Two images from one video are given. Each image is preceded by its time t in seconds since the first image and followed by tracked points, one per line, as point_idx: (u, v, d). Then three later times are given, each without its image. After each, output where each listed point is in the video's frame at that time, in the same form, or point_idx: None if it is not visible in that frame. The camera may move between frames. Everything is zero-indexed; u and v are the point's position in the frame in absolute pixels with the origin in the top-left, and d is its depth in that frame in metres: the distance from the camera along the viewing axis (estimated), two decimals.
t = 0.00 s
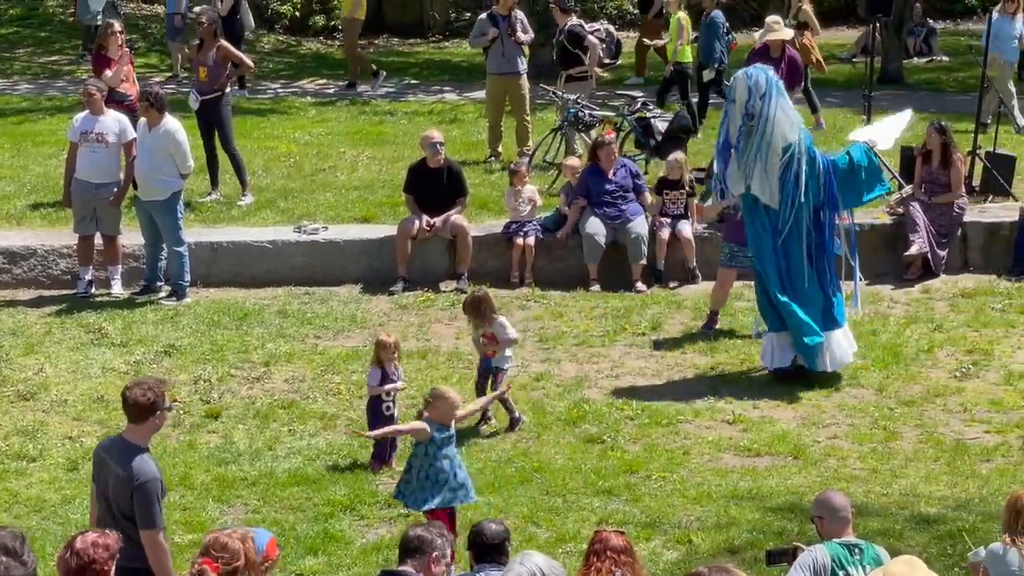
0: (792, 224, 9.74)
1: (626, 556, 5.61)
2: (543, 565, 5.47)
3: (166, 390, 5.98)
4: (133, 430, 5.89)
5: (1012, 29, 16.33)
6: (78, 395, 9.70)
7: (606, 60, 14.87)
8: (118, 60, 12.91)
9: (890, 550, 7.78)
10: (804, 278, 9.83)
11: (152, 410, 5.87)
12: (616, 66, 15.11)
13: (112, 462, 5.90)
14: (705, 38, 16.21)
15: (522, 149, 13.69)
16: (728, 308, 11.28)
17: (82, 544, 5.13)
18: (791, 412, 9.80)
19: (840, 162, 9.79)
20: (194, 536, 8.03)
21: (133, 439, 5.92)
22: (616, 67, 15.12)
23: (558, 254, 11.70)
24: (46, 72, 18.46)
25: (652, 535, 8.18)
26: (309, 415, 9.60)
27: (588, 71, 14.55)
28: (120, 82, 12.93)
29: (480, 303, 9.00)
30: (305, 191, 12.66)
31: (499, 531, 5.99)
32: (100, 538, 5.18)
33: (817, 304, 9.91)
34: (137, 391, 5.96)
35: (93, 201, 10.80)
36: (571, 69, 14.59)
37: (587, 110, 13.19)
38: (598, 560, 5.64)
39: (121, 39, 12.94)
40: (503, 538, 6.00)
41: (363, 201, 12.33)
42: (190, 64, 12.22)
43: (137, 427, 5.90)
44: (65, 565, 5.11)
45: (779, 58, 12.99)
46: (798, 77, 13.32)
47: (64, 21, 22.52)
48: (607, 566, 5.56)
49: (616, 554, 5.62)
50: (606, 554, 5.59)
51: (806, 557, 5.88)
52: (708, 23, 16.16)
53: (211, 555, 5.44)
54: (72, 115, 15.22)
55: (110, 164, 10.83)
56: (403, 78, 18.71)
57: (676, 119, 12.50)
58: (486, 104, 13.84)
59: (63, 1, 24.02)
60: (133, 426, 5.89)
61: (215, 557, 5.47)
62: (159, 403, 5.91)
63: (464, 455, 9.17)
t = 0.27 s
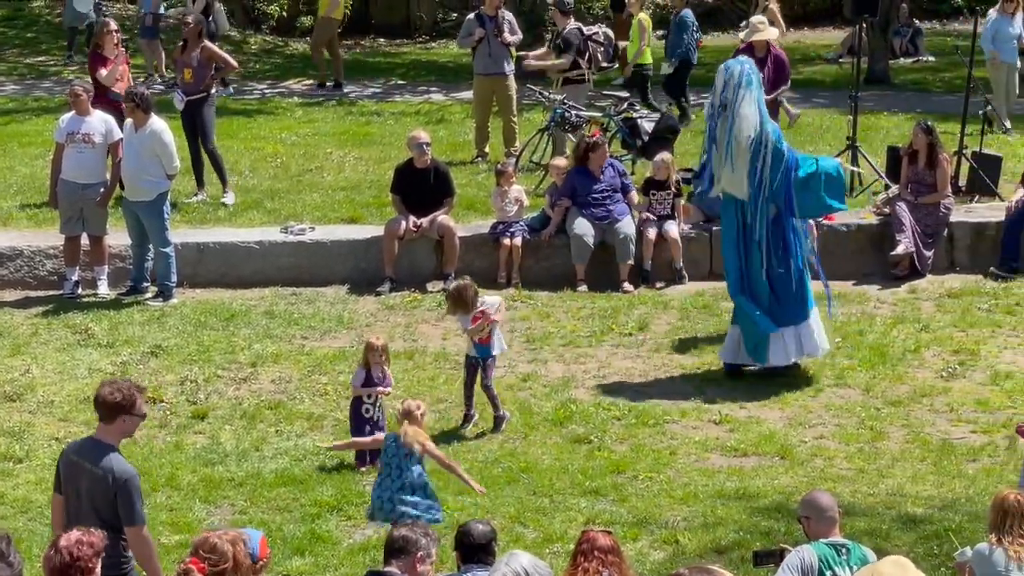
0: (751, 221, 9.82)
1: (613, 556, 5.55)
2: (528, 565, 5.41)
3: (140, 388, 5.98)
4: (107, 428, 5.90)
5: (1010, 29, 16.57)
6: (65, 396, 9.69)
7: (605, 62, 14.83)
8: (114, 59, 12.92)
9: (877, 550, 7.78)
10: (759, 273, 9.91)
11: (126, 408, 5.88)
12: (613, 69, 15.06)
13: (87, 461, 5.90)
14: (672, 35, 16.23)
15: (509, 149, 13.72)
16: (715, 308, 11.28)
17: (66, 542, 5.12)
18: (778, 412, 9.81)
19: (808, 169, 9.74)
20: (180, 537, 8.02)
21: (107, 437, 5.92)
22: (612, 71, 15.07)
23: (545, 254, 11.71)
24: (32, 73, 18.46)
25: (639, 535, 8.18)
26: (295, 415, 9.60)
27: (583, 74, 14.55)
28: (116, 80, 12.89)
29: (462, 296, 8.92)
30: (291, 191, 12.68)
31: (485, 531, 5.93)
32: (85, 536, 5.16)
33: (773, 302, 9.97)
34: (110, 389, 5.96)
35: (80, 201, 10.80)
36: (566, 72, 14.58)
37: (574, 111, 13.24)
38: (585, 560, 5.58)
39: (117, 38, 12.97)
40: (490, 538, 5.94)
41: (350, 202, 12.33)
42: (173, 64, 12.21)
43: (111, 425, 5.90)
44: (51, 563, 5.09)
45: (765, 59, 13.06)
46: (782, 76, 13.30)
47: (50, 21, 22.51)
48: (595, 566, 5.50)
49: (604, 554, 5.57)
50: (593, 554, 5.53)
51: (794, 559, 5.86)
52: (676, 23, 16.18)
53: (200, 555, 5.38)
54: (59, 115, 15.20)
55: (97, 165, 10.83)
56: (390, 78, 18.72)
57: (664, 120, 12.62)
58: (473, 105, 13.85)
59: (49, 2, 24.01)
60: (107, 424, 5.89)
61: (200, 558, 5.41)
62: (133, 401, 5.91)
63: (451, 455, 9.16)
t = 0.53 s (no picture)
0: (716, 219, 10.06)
1: (599, 556, 5.51)
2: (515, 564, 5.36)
3: (107, 386, 5.98)
4: (73, 426, 5.91)
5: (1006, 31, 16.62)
6: (50, 396, 9.68)
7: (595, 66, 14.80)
8: (107, 59, 12.91)
9: (863, 550, 7.78)
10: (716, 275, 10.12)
11: (89, 404, 5.88)
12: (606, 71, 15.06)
13: (52, 459, 5.90)
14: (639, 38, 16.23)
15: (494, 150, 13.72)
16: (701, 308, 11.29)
17: (53, 540, 5.08)
18: (764, 412, 9.81)
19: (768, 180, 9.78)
20: (166, 538, 8.01)
21: (73, 435, 5.93)
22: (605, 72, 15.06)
23: (531, 254, 11.72)
24: (17, 74, 18.45)
25: (624, 535, 8.18)
26: (281, 416, 9.59)
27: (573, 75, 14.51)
28: (110, 80, 12.89)
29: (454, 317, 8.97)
30: (277, 192, 12.69)
31: (471, 531, 5.90)
32: (70, 533, 5.13)
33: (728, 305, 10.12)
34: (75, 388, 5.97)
35: (65, 202, 10.80)
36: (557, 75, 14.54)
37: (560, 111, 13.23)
38: (571, 559, 5.52)
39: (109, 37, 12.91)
40: (476, 538, 5.91)
41: (335, 202, 12.33)
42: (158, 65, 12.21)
43: (76, 423, 5.91)
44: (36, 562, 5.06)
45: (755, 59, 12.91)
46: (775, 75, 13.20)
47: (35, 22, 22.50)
48: (581, 565, 5.45)
49: (589, 553, 5.52)
50: (579, 554, 5.48)
51: (781, 557, 5.82)
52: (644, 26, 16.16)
53: (176, 558, 5.38)
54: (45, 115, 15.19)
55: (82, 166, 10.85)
56: (376, 78, 18.73)
57: (649, 120, 12.64)
58: (459, 105, 13.85)
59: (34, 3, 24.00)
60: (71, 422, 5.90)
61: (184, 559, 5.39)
62: (97, 399, 5.91)
63: (436, 455, 9.15)
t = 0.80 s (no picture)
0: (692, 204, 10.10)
1: (584, 556, 5.48)
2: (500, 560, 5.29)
3: (84, 389, 5.98)
4: (47, 428, 5.92)
5: (1004, 32, 16.62)
6: (34, 396, 9.66)
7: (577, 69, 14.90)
8: (95, 59, 12.88)
9: (849, 550, 7.78)
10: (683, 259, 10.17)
11: (62, 407, 5.89)
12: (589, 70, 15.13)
13: (26, 459, 5.93)
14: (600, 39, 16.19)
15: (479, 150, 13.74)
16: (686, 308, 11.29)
17: (42, 537, 5.06)
18: (749, 411, 9.82)
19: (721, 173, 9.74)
20: (151, 538, 7.99)
21: (49, 437, 5.95)
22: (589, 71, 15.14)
23: (516, 254, 11.73)
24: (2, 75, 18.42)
25: (610, 535, 8.18)
26: (266, 416, 9.59)
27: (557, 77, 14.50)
28: (98, 80, 12.85)
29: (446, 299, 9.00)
30: (261, 192, 12.70)
31: (456, 531, 5.88)
32: (59, 531, 5.11)
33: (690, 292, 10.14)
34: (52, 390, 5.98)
35: (50, 202, 10.81)
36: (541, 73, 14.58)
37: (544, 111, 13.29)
38: (556, 559, 5.50)
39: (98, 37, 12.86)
40: (461, 538, 5.89)
41: (320, 202, 12.33)
42: (143, 66, 12.20)
43: (50, 425, 5.93)
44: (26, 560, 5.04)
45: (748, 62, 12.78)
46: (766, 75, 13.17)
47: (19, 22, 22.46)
48: (566, 565, 5.43)
49: (575, 553, 5.49)
50: (564, 554, 5.45)
51: (765, 555, 5.81)
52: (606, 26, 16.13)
53: (179, 560, 5.27)
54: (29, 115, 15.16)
55: (67, 166, 10.86)
56: (361, 79, 18.74)
57: (633, 120, 12.74)
58: (443, 106, 13.86)
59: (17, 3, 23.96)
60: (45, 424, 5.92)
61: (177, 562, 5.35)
62: (71, 401, 5.91)
63: (421, 455, 9.14)
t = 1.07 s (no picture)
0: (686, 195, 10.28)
1: (567, 557, 5.46)
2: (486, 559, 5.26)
3: (65, 393, 5.94)
4: (28, 431, 5.92)
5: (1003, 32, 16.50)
6: (17, 397, 9.64)
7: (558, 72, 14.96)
8: (78, 59, 12.87)
9: (833, 549, 7.77)
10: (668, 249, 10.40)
11: (42, 410, 5.87)
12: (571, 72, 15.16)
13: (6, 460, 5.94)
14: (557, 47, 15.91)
15: (462, 150, 13.75)
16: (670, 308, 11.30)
17: (33, 536, 5.06)
18: (732, 412, 9.82)
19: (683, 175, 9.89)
20: (134, 539, 7.98)
21: (29, 439, 5.94)
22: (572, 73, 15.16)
23: (500, 254, 11.74)
24: None
25: (593, 535, 8.18)
26: (249, 416, 9.58)
27: (540, 77, 14.49)
28: (82, 80, 12.84)
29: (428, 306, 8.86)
30: (243, 194, 12.70)
31: (439, 531, 5.86)
32: (48, 530, 5.10)
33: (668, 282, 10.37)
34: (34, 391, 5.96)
35: (33, 202, 10.82)
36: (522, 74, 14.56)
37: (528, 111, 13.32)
38: (539, 560, 5.48)
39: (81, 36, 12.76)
40: (444, 539, 5.87)
41: (304, 203, 12.32)
42: (128, 66, 12.20)
43: (30, 427, 5.92)
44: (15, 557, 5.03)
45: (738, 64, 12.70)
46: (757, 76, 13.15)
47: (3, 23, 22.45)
48: (549, 565, 5.41)
49: (558, 554, 5.47)
50: (547, 555, 5.43)
51: (748, 554, 5.79)
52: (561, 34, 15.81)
53: (183, 562, 5.20)
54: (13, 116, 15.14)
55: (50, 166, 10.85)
56: (346, 79, 18.74)
57: (618, 120, 12.83)
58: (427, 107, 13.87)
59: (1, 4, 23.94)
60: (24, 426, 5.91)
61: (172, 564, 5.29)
62: (51, 405, 5.89)
63: (405, 456, 9.13)
